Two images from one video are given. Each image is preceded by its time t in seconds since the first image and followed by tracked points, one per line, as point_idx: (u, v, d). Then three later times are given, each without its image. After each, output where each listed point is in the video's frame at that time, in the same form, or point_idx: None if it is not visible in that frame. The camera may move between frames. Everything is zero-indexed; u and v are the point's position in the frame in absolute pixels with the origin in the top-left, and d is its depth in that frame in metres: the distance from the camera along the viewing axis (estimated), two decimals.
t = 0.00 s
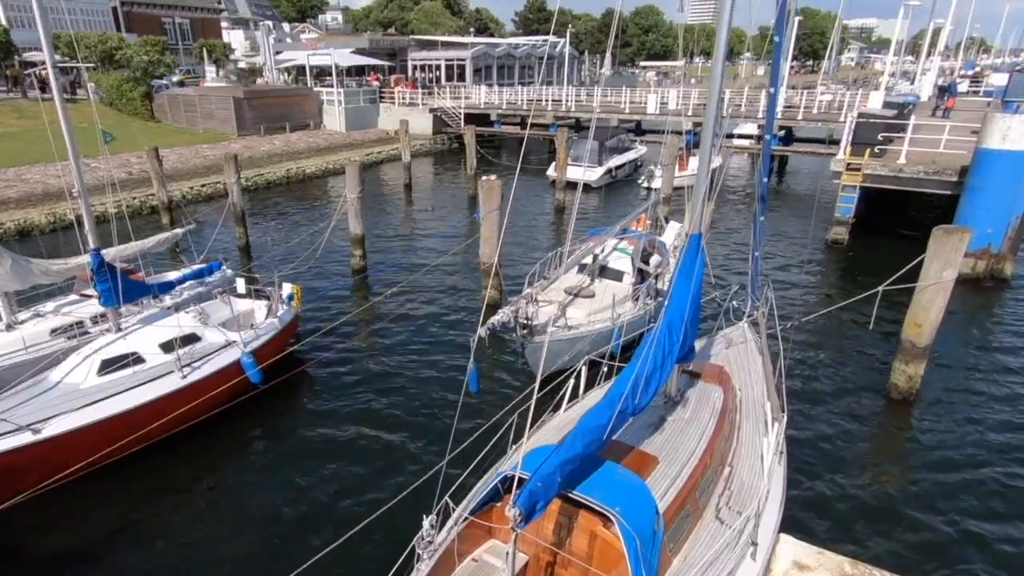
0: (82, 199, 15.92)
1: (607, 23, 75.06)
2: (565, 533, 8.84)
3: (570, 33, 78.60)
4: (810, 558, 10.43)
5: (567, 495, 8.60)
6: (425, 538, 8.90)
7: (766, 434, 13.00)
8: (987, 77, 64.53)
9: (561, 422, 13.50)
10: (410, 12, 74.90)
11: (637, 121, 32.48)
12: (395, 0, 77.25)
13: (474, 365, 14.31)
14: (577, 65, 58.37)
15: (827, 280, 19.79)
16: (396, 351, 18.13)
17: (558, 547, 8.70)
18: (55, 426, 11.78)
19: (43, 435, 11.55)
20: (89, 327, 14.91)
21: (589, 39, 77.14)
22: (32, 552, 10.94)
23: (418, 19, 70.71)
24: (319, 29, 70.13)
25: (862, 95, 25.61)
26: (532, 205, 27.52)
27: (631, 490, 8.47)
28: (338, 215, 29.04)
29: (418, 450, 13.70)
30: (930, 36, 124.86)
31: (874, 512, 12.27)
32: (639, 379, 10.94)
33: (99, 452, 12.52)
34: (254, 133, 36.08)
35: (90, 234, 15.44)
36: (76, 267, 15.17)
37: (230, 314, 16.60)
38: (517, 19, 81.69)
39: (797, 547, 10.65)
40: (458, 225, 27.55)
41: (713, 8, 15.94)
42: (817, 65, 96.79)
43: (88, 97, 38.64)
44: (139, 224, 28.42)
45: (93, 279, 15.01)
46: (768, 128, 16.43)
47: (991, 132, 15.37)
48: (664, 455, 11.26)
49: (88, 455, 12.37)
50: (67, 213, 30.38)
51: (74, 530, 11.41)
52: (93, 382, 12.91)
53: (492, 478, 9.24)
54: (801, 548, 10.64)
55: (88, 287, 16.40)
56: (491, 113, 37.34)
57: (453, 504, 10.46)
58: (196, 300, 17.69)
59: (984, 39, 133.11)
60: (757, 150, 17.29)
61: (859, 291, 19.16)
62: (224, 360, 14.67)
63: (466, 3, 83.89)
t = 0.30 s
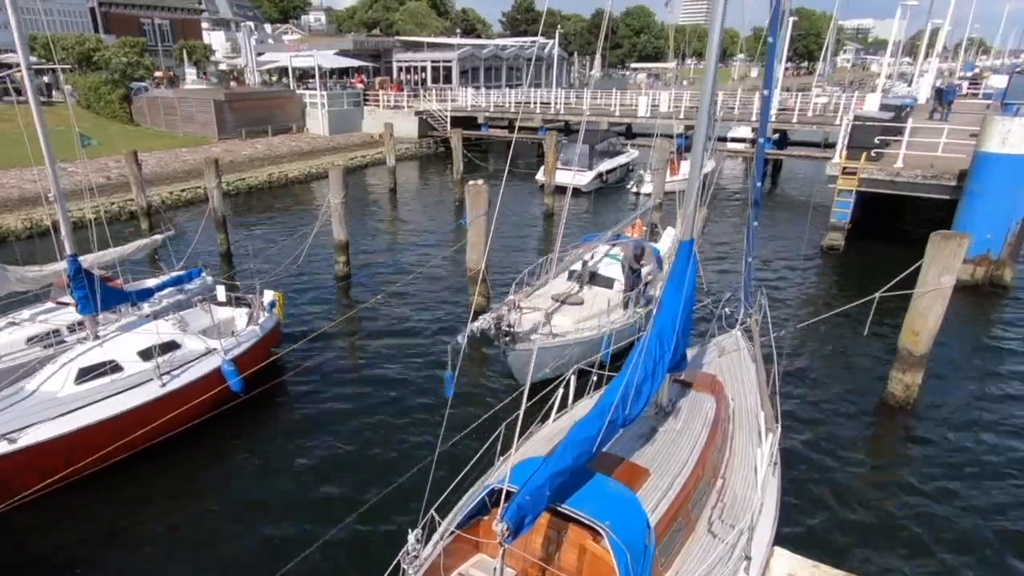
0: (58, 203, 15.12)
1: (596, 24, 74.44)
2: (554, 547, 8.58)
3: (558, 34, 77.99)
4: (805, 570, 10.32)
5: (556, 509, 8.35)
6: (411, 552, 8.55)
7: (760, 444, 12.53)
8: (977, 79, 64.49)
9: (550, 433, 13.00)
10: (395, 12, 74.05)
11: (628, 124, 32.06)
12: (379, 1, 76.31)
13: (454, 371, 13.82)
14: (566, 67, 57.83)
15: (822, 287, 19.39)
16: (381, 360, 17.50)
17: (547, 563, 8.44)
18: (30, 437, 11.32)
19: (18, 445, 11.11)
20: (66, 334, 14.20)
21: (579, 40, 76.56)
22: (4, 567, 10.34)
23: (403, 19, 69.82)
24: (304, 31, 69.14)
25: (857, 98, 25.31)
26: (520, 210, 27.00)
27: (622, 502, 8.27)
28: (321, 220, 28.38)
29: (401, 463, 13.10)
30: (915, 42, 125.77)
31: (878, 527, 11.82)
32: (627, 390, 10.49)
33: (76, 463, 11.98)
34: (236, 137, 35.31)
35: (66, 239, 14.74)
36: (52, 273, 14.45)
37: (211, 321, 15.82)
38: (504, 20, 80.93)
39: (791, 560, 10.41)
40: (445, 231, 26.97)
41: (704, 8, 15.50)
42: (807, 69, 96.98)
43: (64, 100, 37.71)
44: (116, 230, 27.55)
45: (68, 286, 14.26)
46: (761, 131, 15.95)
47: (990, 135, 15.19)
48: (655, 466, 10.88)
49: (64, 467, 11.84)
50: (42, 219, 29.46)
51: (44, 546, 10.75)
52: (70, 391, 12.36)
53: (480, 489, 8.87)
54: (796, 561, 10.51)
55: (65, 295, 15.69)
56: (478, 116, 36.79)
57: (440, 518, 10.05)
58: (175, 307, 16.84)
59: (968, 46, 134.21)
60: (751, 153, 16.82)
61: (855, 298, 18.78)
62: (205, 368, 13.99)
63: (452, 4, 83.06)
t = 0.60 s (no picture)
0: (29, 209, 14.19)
1: (583, 26, 73.68)
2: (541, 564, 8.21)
3: (545, 34, 77.05)
4: None
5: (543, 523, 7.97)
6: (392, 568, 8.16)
7: (752, 457, 11.93)
8: (974, 79, 63.53)
9: (536, 445, 12.41)
10: (377, 13, 73.01)
11: (617, 128, 31.56)
12: (360, 1, 75.10)
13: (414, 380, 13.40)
14: (552, 68, 57.11)
15: (814, 295, 18.97)
16: (361, 371, 16.81)
17: None
18: None
19: None
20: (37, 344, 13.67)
21: (567, 41, 75.71)
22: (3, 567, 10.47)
23: (385, 20, 68.90)
24: (284, 32, 67.86)
25: (851, 101, 24.96)
26: (505, 216, 26.43)
27: (610, 516, 7.88)
28: (301, 226, 27.65)
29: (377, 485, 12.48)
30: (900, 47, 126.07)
31: (878, 545, 11.35)
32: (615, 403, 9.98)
33: (45, 478, 11.59)
34: (213, 141, 34.48)
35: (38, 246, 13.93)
36: (23, 282, 13.80)
37: (189, 331, 15.13)
38: (488, 20, 79.92)
39: None
40: (428, 237, 26.32)
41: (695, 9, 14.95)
42: (796, 72, 96.79)
43: (37, 103, 36.69)
44: (90, 236, 26.64)
45: (41, 294, 13.76)
46: (753, 132, 15.28)
47: (990, 138, 15.01)
48: (645, 479, 10.43)
49: (38, 479, 11.50)
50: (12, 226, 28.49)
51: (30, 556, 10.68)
52: (42, 404, 11.92)
53: (464, 503, 8.56)
54: None
55: (37, 303, 15.08)
56: (461, 119, 36.16)
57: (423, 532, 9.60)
58: (151, 316, 15.78)
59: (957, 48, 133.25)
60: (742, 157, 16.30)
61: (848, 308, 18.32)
62: (180, 382, 13.45)
63: (436, 4, 81.94)
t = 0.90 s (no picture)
0: (4, 215, 13.54)
1: (571, 26, 73.03)
2: None
3: (532, 35, 76.13)
4: None
5: (531, 537, 7.93)
6: None
7: (746, 470, 11.43)
8: (967, 80, 63.02)
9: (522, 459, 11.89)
10: (358, 14, 72.03)
11: (606, 131, 31.12)
12: (342, 1, 74.06)
13: (373, 391, 13.30)
14: (540, 70, 56.54)
15: (807, 303, 18.56)
16: (342, 383, 16.18)
17: None
18: None
19: None
20: (10, 353, 13.02)
21: (554, 42, 74.76)
22: None
23: (369, 22, 68.05)
24: (265, 32, 66.62)
25: (846, 103, 24.68)
26: (492, 222, 25.89)
27: (600, 528, 7.89)
28: (283, 232, 26.93)
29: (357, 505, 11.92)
30: (887, 50, 126.37)
31: (881, 564, 10.93)
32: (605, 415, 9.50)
33: (19, 492, 11.15)
34: (191, 144, 33.67)
35: (13, 252, 13.22)
36: None
37: (169, 339, 14.59)
38: (473, 20, 78.92)
39: None
40: (413, 243, 25.74)
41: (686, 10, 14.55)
42: (791, 73, 96.08)
43: (11, 105, 35.78)
44: (66, 242, 25.75)
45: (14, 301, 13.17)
46: (745, 134, 14.65)
47: (989, 142, 14.73)
48: (634, 493, 10.05)
49: (15, 491, 11.07)
50: None
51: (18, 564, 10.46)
52: (15, 415, 11.39)
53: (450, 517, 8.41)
54: None
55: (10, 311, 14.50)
56: (447, 122, 35.62)
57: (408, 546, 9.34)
58: (130, 324, 15.26)
59: (951, 50, 132.61)
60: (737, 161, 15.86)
61: (843, 317, 17.88)
62: (159, 392, 13.00)
63: (420, 4, 80.93)
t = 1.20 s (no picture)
0: None
1: (558, 27, 72.21)
2: None
3: (517, 36, 74.82)
4: None
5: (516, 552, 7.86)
6: None
7: (737, 485, 10.81)
8: (961, 82, 62.45)
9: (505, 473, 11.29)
10: (338, 15, 70.73)
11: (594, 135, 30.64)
12: (322, 1, 72.78)
13: (340, 404, 12.84)
14: (526, 72, 55.75)
15: (800, 312, 18.12)
16: (320, 397, 15.47)
17: None
18: None
19: None
20: None
21: (542, 42, 73.43)
22: None
23: (349, 23, 66.86)
24: (242, 33, 65.16)
25: (840, 107, 24.35)
26: (475, 228, 25.32)
27: (585, 543, 7.87)
28: (260, 239, 26.18)
29: (332, 529, 11.30)
30: (873, 56, 126.43)
31: None
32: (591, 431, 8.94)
33: None
34: (166, 148, 32.77)
35: None
36: None
37: (143, 350, 14.14)
38: (456, 21, 77.60)
39: None
40: (396, 249, 25.09)
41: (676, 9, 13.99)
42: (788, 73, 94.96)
43: None
44: (34, 249, 24.81)
45: None
46: (736, 139, 13.87)
47: (988, 147, 14.49)
48: (622, 508, 9.52)
49: None
50: None
51: (19, 564, 10.53)
52: None
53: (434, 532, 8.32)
54: None
55: None
56: (430, 126, 35.00)
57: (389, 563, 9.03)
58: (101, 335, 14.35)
59: (951, 52, 132.22)
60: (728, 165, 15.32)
61: (837, 327, 17.41)
62: (132, 403, 12.63)
63: (403, 5, 79.64)
